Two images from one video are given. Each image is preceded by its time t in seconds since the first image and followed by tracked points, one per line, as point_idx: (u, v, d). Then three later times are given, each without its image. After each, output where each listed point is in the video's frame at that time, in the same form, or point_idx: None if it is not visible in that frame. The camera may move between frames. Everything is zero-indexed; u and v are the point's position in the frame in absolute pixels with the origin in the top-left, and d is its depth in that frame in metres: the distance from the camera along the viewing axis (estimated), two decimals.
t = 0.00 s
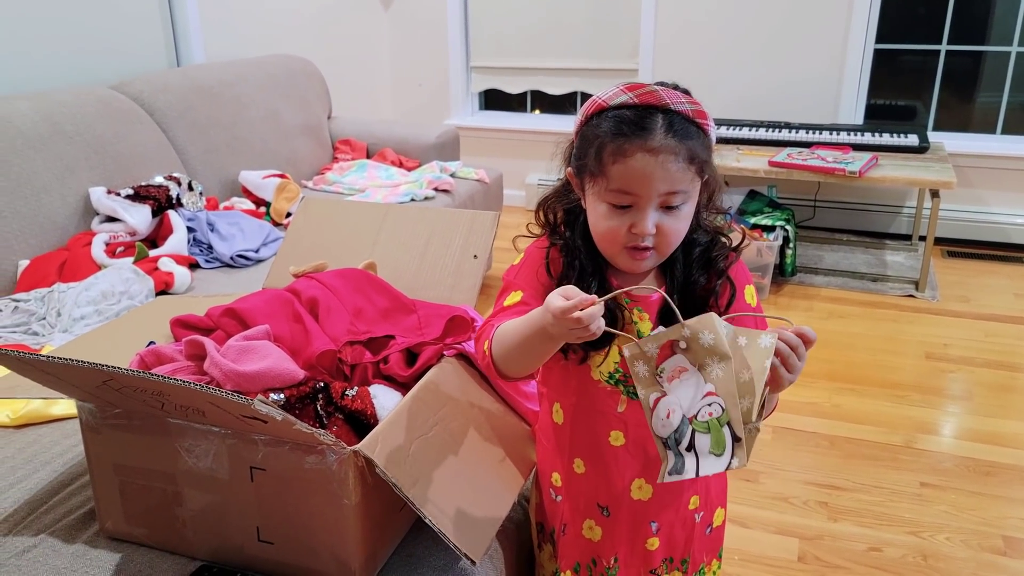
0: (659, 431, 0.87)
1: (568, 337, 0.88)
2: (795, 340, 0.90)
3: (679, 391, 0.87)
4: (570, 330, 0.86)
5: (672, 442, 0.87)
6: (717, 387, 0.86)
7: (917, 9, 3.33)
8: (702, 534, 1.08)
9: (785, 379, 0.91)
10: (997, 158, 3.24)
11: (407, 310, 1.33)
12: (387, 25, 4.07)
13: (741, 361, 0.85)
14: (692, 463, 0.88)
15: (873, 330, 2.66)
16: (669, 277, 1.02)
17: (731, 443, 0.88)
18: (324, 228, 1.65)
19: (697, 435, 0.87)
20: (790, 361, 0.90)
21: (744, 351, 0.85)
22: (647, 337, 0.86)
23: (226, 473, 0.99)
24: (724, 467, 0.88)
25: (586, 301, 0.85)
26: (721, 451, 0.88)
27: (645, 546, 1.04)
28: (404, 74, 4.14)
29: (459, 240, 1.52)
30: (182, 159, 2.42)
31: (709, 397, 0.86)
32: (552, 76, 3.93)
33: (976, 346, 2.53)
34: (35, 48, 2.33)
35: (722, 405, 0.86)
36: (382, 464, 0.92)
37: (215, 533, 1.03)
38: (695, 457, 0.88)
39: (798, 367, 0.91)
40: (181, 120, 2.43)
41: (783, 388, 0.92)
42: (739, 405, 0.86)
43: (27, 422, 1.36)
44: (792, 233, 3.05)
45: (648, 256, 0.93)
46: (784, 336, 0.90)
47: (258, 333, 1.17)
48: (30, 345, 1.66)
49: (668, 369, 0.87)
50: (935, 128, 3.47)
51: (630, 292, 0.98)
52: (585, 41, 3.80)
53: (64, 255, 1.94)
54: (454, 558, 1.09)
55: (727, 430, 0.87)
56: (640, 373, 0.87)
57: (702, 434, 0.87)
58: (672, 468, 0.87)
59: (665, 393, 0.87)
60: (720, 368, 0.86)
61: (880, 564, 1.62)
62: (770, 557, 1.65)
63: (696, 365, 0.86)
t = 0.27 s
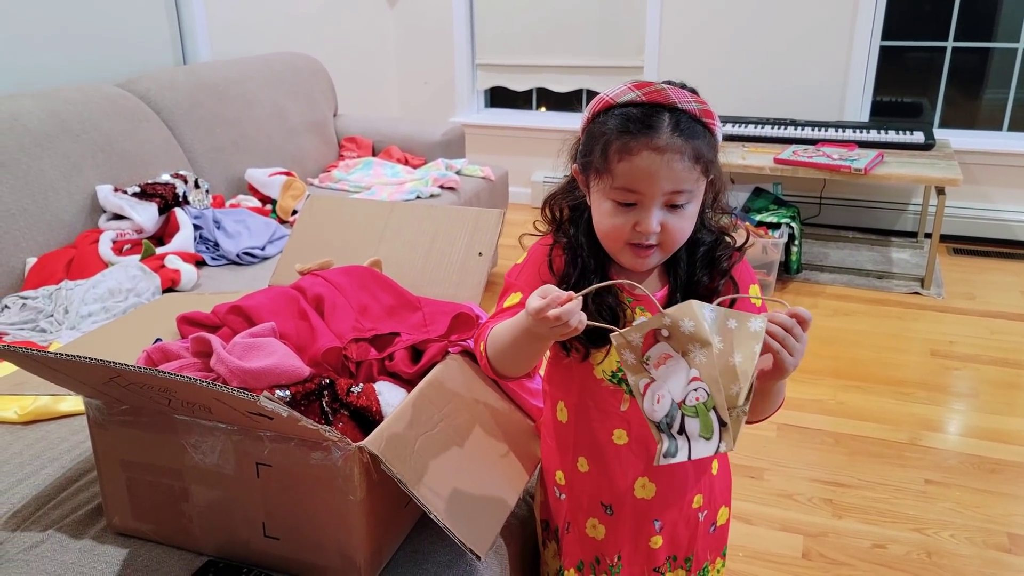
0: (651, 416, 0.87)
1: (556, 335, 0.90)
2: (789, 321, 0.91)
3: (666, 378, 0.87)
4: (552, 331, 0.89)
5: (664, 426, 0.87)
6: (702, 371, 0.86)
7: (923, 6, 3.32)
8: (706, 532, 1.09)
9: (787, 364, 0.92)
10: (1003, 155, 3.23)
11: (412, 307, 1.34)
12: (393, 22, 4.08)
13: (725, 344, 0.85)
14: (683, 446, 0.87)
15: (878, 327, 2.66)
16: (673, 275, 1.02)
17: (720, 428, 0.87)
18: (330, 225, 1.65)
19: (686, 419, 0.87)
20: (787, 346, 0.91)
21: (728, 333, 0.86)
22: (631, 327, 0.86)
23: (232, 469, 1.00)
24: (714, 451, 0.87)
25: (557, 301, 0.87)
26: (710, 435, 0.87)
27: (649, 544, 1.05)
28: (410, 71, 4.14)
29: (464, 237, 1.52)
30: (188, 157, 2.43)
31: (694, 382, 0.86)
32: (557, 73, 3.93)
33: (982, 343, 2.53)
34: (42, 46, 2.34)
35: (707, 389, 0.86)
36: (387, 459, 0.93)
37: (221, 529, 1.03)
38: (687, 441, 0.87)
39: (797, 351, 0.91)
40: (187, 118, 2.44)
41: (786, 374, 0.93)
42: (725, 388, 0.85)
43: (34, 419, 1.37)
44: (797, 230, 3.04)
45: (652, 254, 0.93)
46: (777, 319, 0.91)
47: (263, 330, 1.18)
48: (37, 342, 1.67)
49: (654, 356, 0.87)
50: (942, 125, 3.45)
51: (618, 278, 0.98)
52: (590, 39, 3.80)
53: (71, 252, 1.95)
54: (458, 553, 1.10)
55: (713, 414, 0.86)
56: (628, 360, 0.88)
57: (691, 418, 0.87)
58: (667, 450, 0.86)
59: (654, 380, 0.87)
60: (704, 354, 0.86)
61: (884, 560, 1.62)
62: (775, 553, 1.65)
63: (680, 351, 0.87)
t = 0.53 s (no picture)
0: (645, 400, 0.88)
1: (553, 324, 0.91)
2: (781, 301, 0.91)
3: (658, 363, 0.88)
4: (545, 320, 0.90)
5: (657, 411, 0.88)
6: (691, 354, 0.87)
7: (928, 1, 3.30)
8: (707, 529, 1.08)
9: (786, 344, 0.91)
10: (1008, 151, 3.22)
11: (414, 303, 1.32)
12: (396, 18, 4.07)
13: (716, 327, 0.86)
14: (677, 429, 0.88)
15: (882, 323, 2.65)
16: (674, 270, 1.02)
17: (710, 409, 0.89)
18: (331, 221, 1.65)
19: (678, 403, 0.88)
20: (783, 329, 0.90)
21: (718, 315, 0.86)
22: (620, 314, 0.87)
23: (233, 463, 1.00)
24: (706, 432, 0.89)
25: (541, 289, 0.88)
26: (701, 416, 0.89)
27: (650, 542, 1.04)
28: (413, 67, 4.14)
29: (466, 232, 1.52)
30: (190, 153, 2.43)
31: (685, 365, 0.87)
32: (560, 69, 3.93)
33: (986, 340, 2.52)
34: (45, 42, 2.34)
35: (697, 372, 0.87)
36: (388, 454, 0.93)
37: (222, 523, 1.03)
38: (680, 424, 0.89)
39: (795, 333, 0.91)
40: (190, 113, 2.44)
41: (786, 355, 0.92)
42: (715, 371, 0.86)
43: (37, 414, 1.37)
44: (801, 226, 3.03)
45: (654, 249, 0.93)
46: (768, 301, 0.91)
47: (264, 325, 1.17)
48: (40, 338, 1.67)
49: (645, 342, 0.87)
50: (946, 121, 3.44)
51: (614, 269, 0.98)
52: (594, 35, 3.79)
53: (74, 248, 1.96)
54: (458, 548, 1.10)
55: (704, 396, 0.88)
56: (620, 348, 0.88)
57: (682, 402, 0.88)
58: (660, 434, 0.88)
59: (645, 365, 0.88)
60: (692, 337, 0.86)
61: (886, 556, 1.62)
62: (777, 549, 1.65)
63: (671, 337, 0.87)
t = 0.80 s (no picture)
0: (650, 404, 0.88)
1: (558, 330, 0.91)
2: (785, 301, 0.90)
3: (662, 368, 0.87)
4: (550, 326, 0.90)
5: (660, 415, 0.88)
6: (694, 360, 0.86)
7: None
8: (716, 528, 1.08)
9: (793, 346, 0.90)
10: (1015, 150, 3.20)
11: (420, 301, 1.32)
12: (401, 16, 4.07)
13: (720, 333, 0.86)
14: (680, 434, 0.88)
15: (889, 322, 2.64)
16: (682, 268, 1.01)
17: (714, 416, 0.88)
18: (337, 219, 1.65)
19: (681, 408, 0.87)
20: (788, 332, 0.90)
21: (722, 320, 0.86)
22: (624, 320, 0.87)
23: (239, 462, 1.00)
24: (708, 439, 0.88)
25: (545, 293, 0.88)
26: (705, 423, 0.88)
27: (659, 541, 1.04)
28: (418, 65, 4.14)
29: (471, 230, 1.51)
30: (196, 151, 2.43)
31: (689, 371, 0.87)
32: (565, 67, 3.92)
33: (993, 339, 2.51)
34: (51, 40, 2.34)
35: (701, 378, 0.86)
36: (395, 454, 0.92)
37: (228, 522, 1.03)
38: (683, 429, 0.88)
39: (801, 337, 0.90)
40: (195, 111, 2.44)
41: (792, 357, 0.91)
42: (718, 377, 0.86)
43: (43, 411, 1.37)
44: (807, 225, 3.02)
45: (661, 249, 0.93)
46: (773, 302, 0.91)
47: (270, 323, 1.18)
48: (46, 335, 1.67)
49: (649, 346, 0.87)
50: (953, 119, 3.42)
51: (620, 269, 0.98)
52: (599, 32, 3.78)
53: (80, 245, 1.96)
54: (466, 547, 1.10)
55: (706, 403, 0.87)
56: (625, 351, 0.88)
57: (686, 407, 0.87)
58: (663, 438, 0.87)
59: (650, 368, 0.88)
60: (696, 344, 0.86)
61: (892, 556, 1.61)
62: (783, 548, 1.64)
63: (675, 342, 0.86)
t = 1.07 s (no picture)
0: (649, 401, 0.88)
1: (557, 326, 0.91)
2: (784, 299, 0.90)
3: (661, 364, 0.87)
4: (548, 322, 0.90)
5: (659, 411, 0.88)
6: (692, 357, 0.87)
7: None
8: (718, 522, 1.08)
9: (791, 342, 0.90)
10: (1018, 146, 3.20)
11: (421, 296, 1.32)
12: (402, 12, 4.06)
13: (718, 330, 0.86)
14: (677, 430, 0.88)
15: (890, 318, 2.64)
16: (683, 261, 1.01)
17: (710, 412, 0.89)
18: (338, 214, 1.65)
19: (679, 405, 0.88)
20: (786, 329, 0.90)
21: (720, 318, 0.86)
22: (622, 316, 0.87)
23: (240, 456, 1.00)
24: (704, 436, 0.89)
25: (545, 289, 0.89)
26: (701, 419, 0.89)
27: (661, 535, 1.04)
28: (419, 61, 4.13)
29: (473, 225, 1.51)
30: (197, 146, 2.43)
31: (686, 368, 0.87)
32: (566, 63, 3.91)
33: (995, 335, 2.50)
34: (52, 35, 2.34)
35: (697, 375, 0.87)
36: (397, 448, 0.92)
37: (229, 515, 1.03)
38: (680, 425, 0.88)
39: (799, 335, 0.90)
40: (196, 107, 2.44)
41: (791, 354, 0.91)
42: (715, 374, 0.87)
43: (44, 406, 1.37)
44: (808, 221, 3.02)
45: (659, 241, 0.92)
46: (771, 298, 0.90)
47: (271, 318, 1.18)
48: (47, 330, 1.67)
49: (648, 342, 0.87)
50: (955, 115, 3.42)
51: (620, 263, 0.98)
52: (601, 28, 3.77)
53: (81, 240, 1.96)
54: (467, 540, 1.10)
55: (703, 399, 0.88)
56: (624, 346, 0.88)
57: (683, 404, 0.88)
58: (662, 434, 0.88)
59: (649, 365, 0.88)
60: (693, 341, 0.86)
61: (893, 552, 1.61)
62: (784, 544, 1.64)
63: (673, 338, 0.87)
